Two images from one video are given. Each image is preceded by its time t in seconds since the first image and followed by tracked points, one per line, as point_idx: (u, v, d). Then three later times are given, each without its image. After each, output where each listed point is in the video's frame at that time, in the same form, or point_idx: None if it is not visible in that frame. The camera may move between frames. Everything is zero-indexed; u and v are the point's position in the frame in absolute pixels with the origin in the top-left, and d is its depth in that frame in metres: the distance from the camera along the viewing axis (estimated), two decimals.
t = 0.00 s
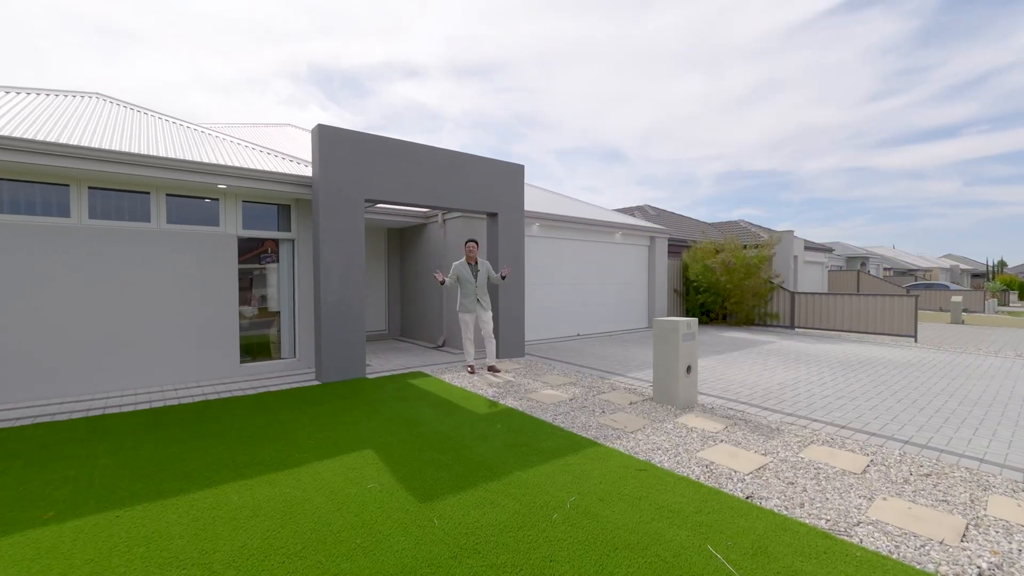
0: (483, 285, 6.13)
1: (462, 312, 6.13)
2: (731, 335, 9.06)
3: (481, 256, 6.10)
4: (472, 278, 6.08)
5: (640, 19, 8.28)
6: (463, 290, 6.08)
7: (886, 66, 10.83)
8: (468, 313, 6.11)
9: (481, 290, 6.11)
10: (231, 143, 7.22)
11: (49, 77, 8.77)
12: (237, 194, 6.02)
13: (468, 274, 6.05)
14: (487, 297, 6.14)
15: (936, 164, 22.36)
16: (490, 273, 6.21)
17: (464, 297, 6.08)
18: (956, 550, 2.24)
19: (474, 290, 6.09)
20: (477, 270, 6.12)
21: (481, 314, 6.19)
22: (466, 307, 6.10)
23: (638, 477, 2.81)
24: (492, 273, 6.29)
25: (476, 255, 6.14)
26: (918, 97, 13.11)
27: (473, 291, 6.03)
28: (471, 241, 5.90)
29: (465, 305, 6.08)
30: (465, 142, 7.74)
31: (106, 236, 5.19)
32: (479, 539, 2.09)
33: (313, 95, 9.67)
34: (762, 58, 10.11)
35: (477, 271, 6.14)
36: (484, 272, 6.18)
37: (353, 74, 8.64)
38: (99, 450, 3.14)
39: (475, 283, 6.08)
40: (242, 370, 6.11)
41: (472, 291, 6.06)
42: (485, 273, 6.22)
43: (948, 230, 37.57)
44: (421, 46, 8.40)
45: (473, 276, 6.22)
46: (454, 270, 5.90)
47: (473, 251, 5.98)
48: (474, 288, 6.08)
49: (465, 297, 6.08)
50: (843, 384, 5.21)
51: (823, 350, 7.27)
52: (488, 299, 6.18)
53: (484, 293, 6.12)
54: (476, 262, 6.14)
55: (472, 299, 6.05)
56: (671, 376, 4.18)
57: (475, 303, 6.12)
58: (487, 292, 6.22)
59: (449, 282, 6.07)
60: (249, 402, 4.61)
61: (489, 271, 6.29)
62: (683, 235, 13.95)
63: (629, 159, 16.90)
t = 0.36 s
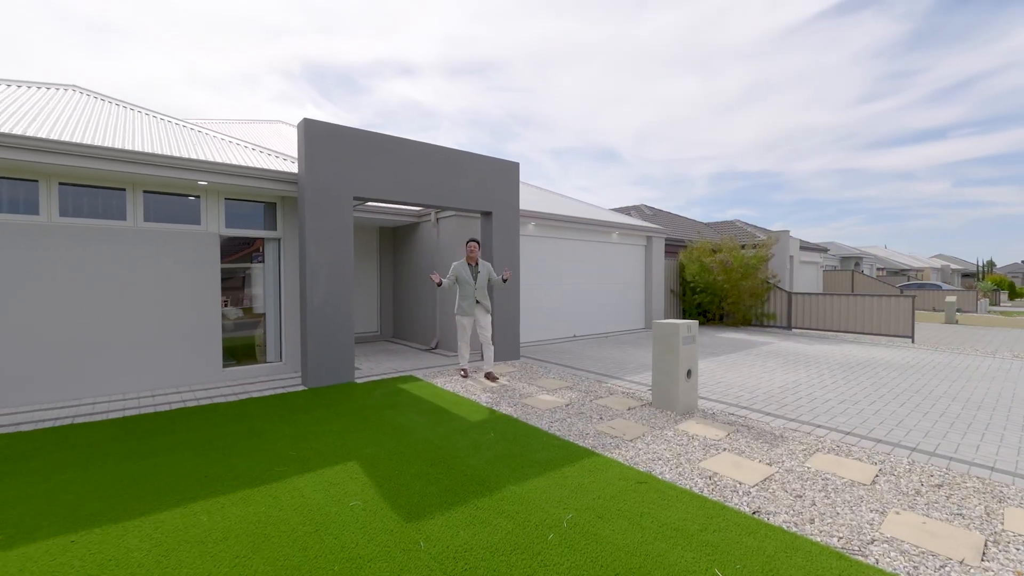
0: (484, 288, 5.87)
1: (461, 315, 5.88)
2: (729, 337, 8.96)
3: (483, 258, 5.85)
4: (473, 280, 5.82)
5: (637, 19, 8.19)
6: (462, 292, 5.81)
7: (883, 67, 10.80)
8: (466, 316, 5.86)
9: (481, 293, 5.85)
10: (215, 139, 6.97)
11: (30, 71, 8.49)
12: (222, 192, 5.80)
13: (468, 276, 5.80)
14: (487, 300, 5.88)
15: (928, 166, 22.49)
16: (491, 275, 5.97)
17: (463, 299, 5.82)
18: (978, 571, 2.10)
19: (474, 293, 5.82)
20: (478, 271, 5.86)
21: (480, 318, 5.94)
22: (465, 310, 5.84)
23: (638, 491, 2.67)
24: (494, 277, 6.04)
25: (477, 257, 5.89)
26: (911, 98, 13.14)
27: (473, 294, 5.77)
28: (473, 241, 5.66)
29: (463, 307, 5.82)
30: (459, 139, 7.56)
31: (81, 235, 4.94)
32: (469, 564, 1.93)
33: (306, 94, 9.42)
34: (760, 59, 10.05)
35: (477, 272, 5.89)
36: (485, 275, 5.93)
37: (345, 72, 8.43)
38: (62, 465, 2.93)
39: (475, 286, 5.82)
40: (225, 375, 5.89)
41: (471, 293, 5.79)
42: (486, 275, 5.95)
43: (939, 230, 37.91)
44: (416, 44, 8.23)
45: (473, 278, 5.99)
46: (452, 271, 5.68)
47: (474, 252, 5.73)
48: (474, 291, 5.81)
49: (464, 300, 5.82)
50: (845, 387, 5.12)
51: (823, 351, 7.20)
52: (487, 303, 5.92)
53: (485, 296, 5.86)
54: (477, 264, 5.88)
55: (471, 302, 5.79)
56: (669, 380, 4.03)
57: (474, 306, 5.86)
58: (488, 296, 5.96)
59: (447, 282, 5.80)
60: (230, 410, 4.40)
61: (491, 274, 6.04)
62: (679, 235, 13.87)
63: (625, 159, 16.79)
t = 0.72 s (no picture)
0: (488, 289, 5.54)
1: (461, 315, 5.54)
2: (725, 337, 8.89)
3: (488, 258, 5.54)
4: (477, 279, 5.49)
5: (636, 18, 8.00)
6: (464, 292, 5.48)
7: (875, 70, 10.83)
8: (468, 317, 5.52)
9: (485, 294, 5.52)
10: (192, 129, 6.62)
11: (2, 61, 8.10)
12: (200, 186, 5.52)
13: (472, 275, 5.47)
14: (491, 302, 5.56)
15: (913, 169, 22.83)
16: (496, 276, 5.67)
17: (465, 299, 5.48)
18: None
19: (478, 294, 5.49)
20: (483, 271, 5.54)
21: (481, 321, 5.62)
22: (466, 311, 5.49)
23: (642, 505, 2.54)
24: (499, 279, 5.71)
25: (483, 256, 5.57)
26: (898, 102, 13.26)
27: (476, 294, 5.45)
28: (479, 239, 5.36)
29: (464, 308, 5.48)
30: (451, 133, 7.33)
31: (41, 231, 4.63)
32: None
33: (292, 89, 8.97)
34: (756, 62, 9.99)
35: (481, 272, 5.58)
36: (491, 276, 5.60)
37: (335, 66, 8.15)
38: (13, 483, 2.70)
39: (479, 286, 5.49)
40: (201, 379, 5.61)
41: (474, 293, 5.46)
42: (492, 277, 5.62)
43: (921, 232, 38.68)
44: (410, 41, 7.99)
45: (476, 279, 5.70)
46: (456, 270, 5.40)
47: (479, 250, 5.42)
48: (477, 291, 5.48)
49: (466, 300, 5.48)
50: (847, 389, 5.03)
51: (823, 351, 7.14)
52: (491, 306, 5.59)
53: (488, 297, 5.53)
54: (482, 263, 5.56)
55: (473, 303, 5.45)
56: (671, 384, 3.99)
57: (477, 308, 5.52)
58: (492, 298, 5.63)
59: (449, 280, 5.47)
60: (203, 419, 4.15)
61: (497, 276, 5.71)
62: (674, 234, 13.82)
63: (618, 159, 16.73)
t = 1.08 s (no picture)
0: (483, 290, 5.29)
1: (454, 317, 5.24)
2: (717, 337, 8.84)
3: (483, 256, 5.32)
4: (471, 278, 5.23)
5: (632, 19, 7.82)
6: (458, 291, 5.19)
7: (863, 72, 10.89)
8: (461, 319, 5.24)
9: (480, 294, 5.26)
10: (158, 117, 6.20)
11: None
12: (167, 178, 5.22)
13: (467, 274, 5.20)
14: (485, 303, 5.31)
15: (893, 172, 23.27)
16: (491, 276, 5.45)
17: (458, 299, 5.20)
18: None
19: (472, 294, 5.22)
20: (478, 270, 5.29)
21: (475, 322, 5.34)
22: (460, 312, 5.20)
23: (646, 521, 2.41)
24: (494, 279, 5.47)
25: (478, 254, 5.33)
26: (880, 107, 13.44)
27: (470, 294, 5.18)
28: (475, 236, 5.13)
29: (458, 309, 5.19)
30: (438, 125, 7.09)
31: None
32: None
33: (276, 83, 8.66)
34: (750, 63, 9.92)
35: (476, 271, 5.33)
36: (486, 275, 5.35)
37: (319, 58, 7.86)
38: None
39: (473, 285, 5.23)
40: (172, 386, 5.33)
41: (468, 293, 5.20)
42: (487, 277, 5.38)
43: (899, 233, 39.59)
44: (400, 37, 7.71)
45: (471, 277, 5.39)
46: (451, 269, 5.18)
47: (475, 248, 5.17)
48: (471, 291, 5.22)
49: (459, 300, 5.20)
50: (843, 390, 4.93)
51: (816, 351, 7.12)
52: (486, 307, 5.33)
53: (483, 298, 5.28)
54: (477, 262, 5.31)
55: (467, 303, 5.18)
56: (670, 388, 3.96)
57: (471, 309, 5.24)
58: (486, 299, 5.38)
59: (441, 280, 5.20)
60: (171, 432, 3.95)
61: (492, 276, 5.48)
62: (664, 233, 13.77)
63: (608, 159, 16.68)
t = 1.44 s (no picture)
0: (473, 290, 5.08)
1: (443, 320, 5.01)
2: (707, 337, 8.80)
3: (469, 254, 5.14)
4: (460, 278, 5.03)
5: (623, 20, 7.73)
6: (447, 293, 4.97)
7: (848, 74, 10.98)
8: (452, 323, 4.98)
9: (471, 295, 5.05)
10: (120, 105, 5.83)
11: None
12: (132, 170, 5.00)
13: (455, 274, 5.00)
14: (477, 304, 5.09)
15: (873, 174, 23.67)
16: (480, 275, 5.24)
17: (447, 301, 4.97)
18: None
19: (463, 295, 5.00)
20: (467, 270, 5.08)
21: (467, 325, 5.11)
22: (451, 315, 4.96)
23: (646, 536, 2.25)
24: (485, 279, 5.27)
25: (465, 253, 5.15)
26: (860, 110, 13.62)
27: (460, 295, 4.97)
28: (460, 233, 4.99)
29: (448, 312, 4.95)
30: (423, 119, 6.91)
31: None
32: None
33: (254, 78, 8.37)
34: (740, 66, 9.92)
35: (465, 271, 5.10)
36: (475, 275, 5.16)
37: (298, 53, 7.61)
38: None
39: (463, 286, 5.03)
40: (139, 391, 5.09)
41: (458, 294, 4.97)
42: (477, 276, 5.19)
43: (879, 234, 40.39)
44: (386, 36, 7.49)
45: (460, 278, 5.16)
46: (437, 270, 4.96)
47: (460, 245, 5.00)
48: (460, 292, 4.98)
49: (449, 302, 4.97)
50: (836, 391, 4.85)
51: (807, 350, 7.10)
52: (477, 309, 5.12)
53: (473, 299, 5.07)
54: (465, 261, 5.12)
55: (458, 305, 4.96)
56: (664, 391, 3.83)
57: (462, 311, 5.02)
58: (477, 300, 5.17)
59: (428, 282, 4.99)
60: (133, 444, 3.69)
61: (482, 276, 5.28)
62: (652, 232, 13.74)
63: (596, 159, 16.62)
